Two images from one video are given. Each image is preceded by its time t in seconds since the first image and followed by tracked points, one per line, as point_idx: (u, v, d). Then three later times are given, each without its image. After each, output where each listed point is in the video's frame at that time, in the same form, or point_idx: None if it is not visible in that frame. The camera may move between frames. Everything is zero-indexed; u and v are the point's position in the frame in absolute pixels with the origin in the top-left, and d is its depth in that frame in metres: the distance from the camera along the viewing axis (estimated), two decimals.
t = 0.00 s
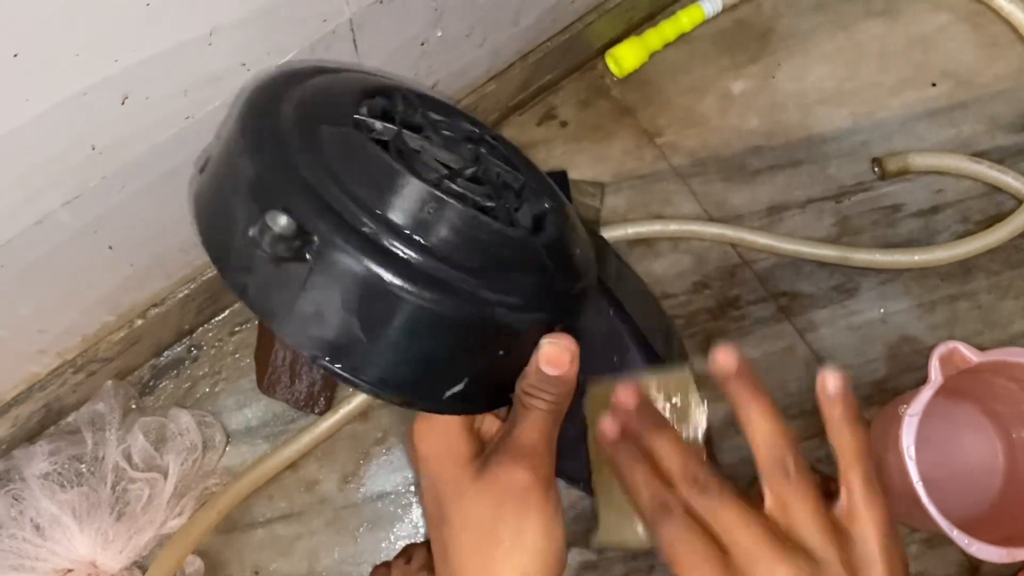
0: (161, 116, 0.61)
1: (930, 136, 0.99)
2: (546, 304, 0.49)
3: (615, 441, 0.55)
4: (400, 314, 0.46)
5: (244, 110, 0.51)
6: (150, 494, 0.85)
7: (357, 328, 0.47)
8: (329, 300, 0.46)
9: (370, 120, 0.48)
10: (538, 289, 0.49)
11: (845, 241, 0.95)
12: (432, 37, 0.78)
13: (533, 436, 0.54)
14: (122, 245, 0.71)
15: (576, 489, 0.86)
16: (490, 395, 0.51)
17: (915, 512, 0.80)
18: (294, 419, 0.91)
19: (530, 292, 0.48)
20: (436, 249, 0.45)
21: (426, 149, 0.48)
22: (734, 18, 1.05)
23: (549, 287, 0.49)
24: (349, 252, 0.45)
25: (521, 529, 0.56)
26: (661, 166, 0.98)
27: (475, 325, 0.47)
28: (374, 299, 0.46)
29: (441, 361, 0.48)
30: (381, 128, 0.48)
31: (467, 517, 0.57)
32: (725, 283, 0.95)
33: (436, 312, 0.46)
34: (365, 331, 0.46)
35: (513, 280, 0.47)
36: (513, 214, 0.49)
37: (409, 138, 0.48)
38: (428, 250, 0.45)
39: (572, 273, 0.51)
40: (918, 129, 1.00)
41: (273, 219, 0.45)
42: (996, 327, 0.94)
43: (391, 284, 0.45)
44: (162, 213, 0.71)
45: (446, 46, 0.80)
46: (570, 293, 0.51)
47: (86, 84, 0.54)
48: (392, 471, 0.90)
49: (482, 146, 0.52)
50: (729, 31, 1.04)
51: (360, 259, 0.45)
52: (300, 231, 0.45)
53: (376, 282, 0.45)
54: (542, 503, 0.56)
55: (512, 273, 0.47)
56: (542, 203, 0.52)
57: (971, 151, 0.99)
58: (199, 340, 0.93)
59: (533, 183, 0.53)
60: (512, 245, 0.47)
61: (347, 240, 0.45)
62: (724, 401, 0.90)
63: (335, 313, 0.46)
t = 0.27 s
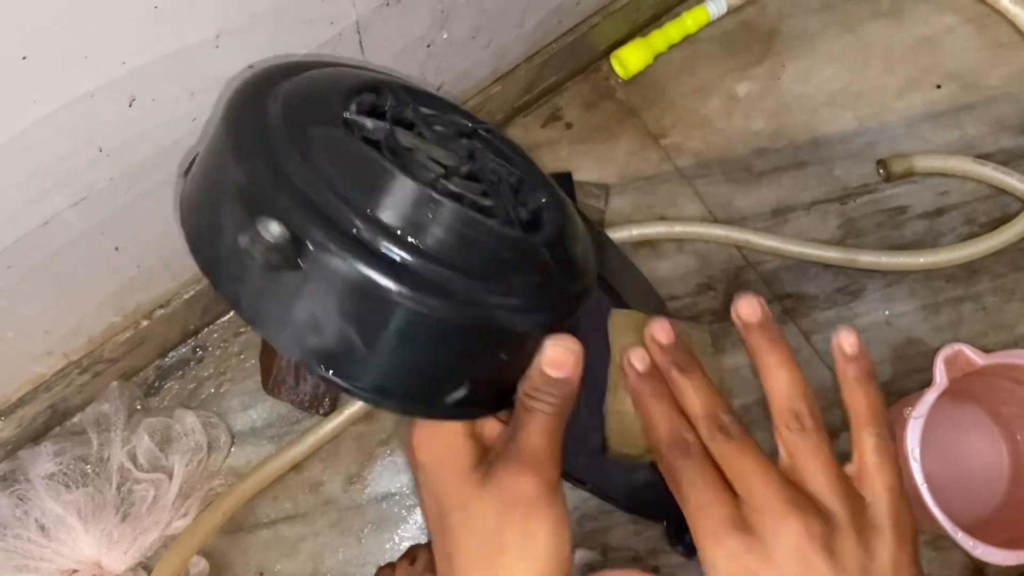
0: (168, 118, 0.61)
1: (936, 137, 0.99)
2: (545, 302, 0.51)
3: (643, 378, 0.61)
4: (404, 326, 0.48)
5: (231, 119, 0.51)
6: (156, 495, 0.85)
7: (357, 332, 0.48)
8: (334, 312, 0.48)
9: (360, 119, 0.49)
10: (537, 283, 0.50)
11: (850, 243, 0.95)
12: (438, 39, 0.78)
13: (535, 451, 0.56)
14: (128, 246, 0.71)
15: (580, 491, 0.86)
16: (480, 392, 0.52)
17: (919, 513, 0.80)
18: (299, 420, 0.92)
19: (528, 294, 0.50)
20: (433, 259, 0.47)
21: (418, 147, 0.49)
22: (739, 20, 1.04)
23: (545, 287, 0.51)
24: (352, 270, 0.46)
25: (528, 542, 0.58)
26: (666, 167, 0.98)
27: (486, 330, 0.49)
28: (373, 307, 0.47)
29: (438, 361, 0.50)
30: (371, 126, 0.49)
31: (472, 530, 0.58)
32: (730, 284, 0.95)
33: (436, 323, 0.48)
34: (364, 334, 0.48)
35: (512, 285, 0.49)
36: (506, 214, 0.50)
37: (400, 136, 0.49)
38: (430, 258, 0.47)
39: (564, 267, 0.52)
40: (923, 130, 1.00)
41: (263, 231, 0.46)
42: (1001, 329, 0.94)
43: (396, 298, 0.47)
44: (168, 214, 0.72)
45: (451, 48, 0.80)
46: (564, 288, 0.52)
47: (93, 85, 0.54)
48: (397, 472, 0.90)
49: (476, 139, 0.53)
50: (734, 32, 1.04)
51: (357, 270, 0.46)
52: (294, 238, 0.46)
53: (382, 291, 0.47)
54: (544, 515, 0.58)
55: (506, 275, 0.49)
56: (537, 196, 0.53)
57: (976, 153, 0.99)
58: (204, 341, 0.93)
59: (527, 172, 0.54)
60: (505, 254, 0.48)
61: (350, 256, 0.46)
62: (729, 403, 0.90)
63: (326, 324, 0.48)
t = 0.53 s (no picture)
0: (172, 119, 0.61)
1: (937, 139, 0.99)
2: (412, 270, 0.46)
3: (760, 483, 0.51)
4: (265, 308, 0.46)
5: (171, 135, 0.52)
6: (158, 494, 0.85)
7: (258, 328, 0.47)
8: (210, 307, 0.48)
9: (265, 122, 0.49)
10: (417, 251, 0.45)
11: (853, 244, 0.94)
12: (440, 40, 0.78)
13: (416, 433, 0.57)
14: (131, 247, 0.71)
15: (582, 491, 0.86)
16: (401, 382, 0.52)
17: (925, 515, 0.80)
18: (301, 420, 0.91)
19: (397, 265, 0.45)
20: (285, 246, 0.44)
21: (311, 141, 0.49)
22: (743, 20, 1.05)
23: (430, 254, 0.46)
24: (207, 261, 0.46)
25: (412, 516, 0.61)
26: (668, 168, 0.97)
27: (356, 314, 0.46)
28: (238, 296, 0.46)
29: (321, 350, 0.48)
30: (275, 128, 0.50)
31: (366, 500, 0.63)
32: (732, 285, 0.95)
33: (293, 311, 0.46)
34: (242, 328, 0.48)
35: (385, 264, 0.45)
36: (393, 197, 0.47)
37: (292, 133, 0.49)
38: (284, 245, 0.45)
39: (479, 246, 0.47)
40: (927, 132, 0.99)
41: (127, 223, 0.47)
42: (1005, 331, 0.94)
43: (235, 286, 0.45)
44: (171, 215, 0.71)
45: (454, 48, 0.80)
46: (461, 258, 0.47)
47: (96, 86, 0.54)
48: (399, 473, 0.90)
49: (400, 133, 0.51)
50: (737, 33, 1.04)
51: (210, 255, 0.45)
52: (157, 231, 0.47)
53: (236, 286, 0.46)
54: (427, 487, 0.61)
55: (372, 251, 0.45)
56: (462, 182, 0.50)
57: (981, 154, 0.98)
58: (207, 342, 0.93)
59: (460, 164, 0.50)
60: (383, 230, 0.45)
61: (195, 245, 0.46)
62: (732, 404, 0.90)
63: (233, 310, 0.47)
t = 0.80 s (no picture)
0: (178, 111, 0.61)
1: (945, 135, 0.99)
2: (497, 278, 0.49)
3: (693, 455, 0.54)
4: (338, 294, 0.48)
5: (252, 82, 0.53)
6: (163, 490, 0.85)
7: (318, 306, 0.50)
8: (289, 280, 0.49)
9: (361, 83, 0.51)
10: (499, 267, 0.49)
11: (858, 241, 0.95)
12: (447, 34, 0.77)
13: (483, 442, 0.58)
14: (138, 241, 0.71)
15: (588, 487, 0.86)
16: (434, 383, 0.53)
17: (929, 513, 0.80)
18: (306, 416, 0.91)
19: (489, 268, 0.48)
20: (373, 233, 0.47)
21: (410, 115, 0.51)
22: (749, 17, 1.04)
23: (512, 272, 0.49)
24: (298, 232, 0.48)
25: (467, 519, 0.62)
26: (676, 164, 0.98)
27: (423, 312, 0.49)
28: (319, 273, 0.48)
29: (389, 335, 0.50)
30: (371, 92, 0.51)
31: (423, 498, 0.64)
32: (738, 282, 0.95)
33: (377, 296, 0.48)
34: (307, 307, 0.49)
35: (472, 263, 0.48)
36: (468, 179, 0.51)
37: (391, 101, 0.51)
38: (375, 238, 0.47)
39: (557, 249, 0.51)
40: (933, 129, 0.99)
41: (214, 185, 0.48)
42: (1010, 328, 0.94)
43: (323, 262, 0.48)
44: (177, 208, 0.71)
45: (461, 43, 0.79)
46: (541, 268, 0.50)
47: (104, 78, 0.54)
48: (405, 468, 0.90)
49: (495, 117, 0.53)
50: (745, 28, 1.03)
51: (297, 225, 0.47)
52: (244, 192, 0.48)
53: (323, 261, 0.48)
54: (473, 479, 0.61)
55: (460, 254, 0.47)
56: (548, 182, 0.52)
57: (985, 152, 0.98)
58: (212, 336, 0.93)
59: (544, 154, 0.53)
60: (485, 233, 0.48)
61: (285, 214, 0.48)
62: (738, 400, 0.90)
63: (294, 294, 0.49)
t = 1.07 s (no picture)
0: (188, 114, 0.61)
1: (951, 138, 0.99)
2: (524, 313, 0.49)
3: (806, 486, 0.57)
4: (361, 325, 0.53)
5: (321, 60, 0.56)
6: (169, 491, 0.85)
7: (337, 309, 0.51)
8: (315, 264, 0.51)
9: (433, 81, 0.52)
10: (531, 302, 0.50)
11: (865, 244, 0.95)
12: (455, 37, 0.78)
13: (474, 470, 0.58)
14: (146, 243, 0.72)
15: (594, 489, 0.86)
16: (450, 400, 0.54)
17: (936, 515, 0.79)
18: (312, 417, 0.92)
19: (525, 301, 0.49)
20: (407, 248, 0.48)
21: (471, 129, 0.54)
22: (755, 19, 1.04)
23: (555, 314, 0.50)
24: (339, 228, 0.49)
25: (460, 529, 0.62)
26: (681, 166, 0.98)
27: (438, 326, 0.49)
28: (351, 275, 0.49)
29: (418, 354, 0.51)
30: (440, 91, 0.52)
31: (413, 518, 0.64)
32: (744, 284, 0.95)
33: (413, 312, 0.49)
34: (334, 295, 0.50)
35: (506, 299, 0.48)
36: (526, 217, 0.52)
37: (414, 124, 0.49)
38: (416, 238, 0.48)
39: (589, 285, 0.51)
40: (939, 130, 1.00)
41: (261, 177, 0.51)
42: (1017, 330, 0.94)
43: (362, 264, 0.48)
44: (185, 211, 0.71)
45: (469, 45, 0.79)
46: (572, 295, 0.50)
47: (116, 81, 0.55)
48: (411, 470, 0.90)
49: (561, 142, 0.55)
50: (750, 31, 1.04)
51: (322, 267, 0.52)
52: (288, 169, 0.51)
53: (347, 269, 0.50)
54: (476, 524, 0.62)
55: (496, 286, 0.48)
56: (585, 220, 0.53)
57: (991, 154, 0.98)
58: (219, 338, 0.93)
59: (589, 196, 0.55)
60: (528, 273, 0.48)
61: (329, 215, 0.49)
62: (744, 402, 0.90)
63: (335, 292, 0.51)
